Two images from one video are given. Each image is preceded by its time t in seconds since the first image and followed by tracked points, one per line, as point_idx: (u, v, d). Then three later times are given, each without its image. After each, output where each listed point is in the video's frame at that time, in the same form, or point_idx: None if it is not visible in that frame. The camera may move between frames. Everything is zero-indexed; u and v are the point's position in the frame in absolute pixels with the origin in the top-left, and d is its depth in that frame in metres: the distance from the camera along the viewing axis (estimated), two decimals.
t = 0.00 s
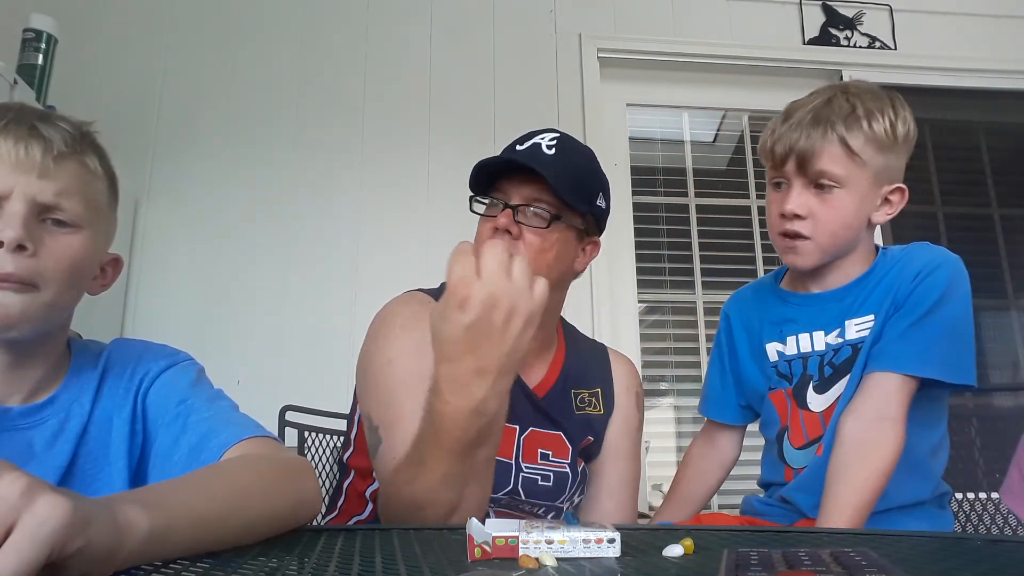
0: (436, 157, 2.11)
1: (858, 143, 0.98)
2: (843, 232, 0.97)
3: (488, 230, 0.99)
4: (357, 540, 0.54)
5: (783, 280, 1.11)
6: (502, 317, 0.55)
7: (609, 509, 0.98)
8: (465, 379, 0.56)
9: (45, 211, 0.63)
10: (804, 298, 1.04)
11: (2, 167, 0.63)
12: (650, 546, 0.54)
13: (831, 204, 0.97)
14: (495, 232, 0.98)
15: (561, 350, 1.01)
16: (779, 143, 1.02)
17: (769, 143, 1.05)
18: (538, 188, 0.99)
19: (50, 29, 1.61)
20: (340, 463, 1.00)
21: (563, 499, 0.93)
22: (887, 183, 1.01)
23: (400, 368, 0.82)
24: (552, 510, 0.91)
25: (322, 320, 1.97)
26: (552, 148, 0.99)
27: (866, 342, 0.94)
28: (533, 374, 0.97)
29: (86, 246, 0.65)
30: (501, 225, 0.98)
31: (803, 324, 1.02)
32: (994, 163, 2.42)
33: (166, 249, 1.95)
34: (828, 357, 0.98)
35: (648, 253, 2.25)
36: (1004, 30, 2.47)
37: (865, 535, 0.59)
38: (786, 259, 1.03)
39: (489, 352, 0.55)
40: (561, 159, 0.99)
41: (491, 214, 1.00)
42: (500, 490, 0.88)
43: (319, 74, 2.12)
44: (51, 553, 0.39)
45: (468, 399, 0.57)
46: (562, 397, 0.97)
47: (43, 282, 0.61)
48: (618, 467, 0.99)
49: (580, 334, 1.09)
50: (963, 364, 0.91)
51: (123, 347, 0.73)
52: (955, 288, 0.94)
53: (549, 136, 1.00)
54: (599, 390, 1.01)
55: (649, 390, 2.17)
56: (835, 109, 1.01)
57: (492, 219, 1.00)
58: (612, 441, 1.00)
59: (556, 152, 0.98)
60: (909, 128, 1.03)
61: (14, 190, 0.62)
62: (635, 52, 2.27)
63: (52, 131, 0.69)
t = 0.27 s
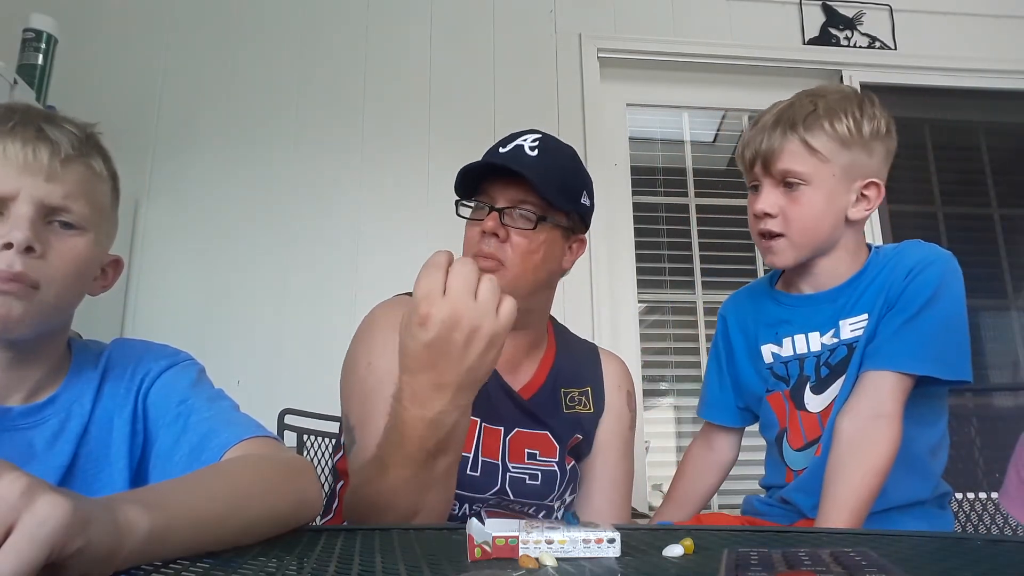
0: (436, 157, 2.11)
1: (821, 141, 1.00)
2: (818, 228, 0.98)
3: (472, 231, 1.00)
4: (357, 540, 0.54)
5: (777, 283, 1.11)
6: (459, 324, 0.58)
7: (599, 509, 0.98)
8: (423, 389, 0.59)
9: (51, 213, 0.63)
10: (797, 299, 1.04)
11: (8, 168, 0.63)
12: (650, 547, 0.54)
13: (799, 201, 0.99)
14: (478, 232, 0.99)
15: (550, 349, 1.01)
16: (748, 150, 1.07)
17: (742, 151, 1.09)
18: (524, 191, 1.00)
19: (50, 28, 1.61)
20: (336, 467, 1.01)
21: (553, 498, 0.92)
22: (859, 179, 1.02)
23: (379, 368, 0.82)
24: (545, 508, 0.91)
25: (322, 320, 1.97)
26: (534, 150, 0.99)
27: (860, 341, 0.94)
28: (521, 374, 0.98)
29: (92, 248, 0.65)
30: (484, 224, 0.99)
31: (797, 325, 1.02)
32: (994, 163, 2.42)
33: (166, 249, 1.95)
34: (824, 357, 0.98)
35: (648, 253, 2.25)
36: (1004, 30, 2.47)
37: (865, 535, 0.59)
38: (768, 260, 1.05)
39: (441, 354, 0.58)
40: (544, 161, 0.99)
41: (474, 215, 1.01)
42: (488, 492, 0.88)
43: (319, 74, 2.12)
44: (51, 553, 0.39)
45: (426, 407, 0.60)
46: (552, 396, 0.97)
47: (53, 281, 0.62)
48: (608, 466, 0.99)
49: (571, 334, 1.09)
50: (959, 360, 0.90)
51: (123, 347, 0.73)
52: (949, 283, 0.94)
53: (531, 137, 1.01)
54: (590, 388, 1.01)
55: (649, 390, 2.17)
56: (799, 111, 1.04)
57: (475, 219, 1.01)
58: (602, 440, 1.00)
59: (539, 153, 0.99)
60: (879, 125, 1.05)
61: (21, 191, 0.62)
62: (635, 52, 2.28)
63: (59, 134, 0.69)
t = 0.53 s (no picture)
0: (435, 156, 2.11)
1: (798, 143, 1.01)
2: (801, 228, 0.99)
3: (482, 237, 0.96)
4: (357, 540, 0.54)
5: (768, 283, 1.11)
6: (503, 375, 0.55)
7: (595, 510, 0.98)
8: (452, 424, 0.59)
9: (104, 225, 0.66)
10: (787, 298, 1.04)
11: (77, 179, 0.65)
12: (650, 547, 0.54)
13: (780, 202, 1.00)
14: (491, 239, 0.96)
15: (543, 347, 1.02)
16: (729, 156, 1.08)
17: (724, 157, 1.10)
18: (535, 196, 0.99)
19: (50, 29, 1.61)
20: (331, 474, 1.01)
21: (549, 497, 0.91)
22: (840, 178, 1.02)
23: (378, 371, 0.82)
24: (540, 506, 0.91)
25: (322, 320, 1.97)
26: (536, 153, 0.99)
27: (849, 339, 0.94)
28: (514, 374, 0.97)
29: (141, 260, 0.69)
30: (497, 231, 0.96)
31: (786, 324, 1.03)
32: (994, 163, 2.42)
33: (166, 250, 1.95)
34: (813, 356, 0.98)
35: (648, 253, 2.25)
36: (1004, 30, 2.47)
37: (865, 535, 0.59)
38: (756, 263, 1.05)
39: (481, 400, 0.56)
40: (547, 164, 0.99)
41: (481, 220, 0.98)
42: (483, 491, 0.89)
43: (318, 74, 2.12)
44: (51, 553, 0.39)
45: (451, 440, 0.59)
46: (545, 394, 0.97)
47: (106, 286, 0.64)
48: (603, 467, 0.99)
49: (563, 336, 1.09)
50: (947, 355, 0.90)
51: (122, 347, 0.73)
52: (935, 278, 0.93)
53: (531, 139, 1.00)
54: (582, 388, 1.02)
55: (649, 390, 2.17)
56: (776, 114, 1.05)
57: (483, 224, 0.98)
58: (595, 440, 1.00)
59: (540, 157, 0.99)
60: (857, 125, 1.05)
61: (84, 203, 0.64)
62: (635, 52, 2.28)
63: (103, 145, 0.72)
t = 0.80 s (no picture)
0: (436, 156, 2.11)
1: (785, 144, 1.01)
2: (793, 228, 0.98)
3: (499, 238, 0.93)
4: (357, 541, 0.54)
5: (762, 283, 1.11)
6: (534, 381, 0.57)
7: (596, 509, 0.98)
8: (478, 427, 0.60)
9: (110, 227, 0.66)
10: (782, 297, 1.04)
11: (85, 181, 0.65)
12: (650, 546, 0.54)
13: (771, 204, 0.99)
14: (509, 240, 0.92)
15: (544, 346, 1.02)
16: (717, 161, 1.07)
17: (711, 163, 1.10)
18: (552, 197, 0.96)
19: (50, 29, 1.61)
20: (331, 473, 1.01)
21: (549, 498, 0.92)
22: (828, 176, 1.02)
23: (379, 371, 0.83)
24: (539, 508, 0.91)
25: (322, 320, 1.97)
26: (547, 155, 0.96)
27: (844, 338, 0.94)
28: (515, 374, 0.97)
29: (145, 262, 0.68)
30: (514, 232, 0.93)
31: (782, 324, 1.03)
32: (994, 163, 2.42)
33: (166, 249, 1.95)
34: (808, 355, 0.98)
35: (647, 253, 2.25)
36: (1004, 29, 2.47)
37: (865, 535, 0.59)
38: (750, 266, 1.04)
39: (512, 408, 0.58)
40: (559, 165, 0.97)
41: (496, 221, 0.94)
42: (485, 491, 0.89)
43: (318, 73, 2.12)
44: (51, 553, 0.39)
45: (475, 442, 0.60)
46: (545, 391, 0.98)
47: (110, 286, 0.65)
48: (603, 469, 0.99)
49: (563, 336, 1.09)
50: (943, 350, 0.90)
51: (122, 348, 0.73)
52: (928, 274, 0.93)
53: (540, 140, 0.97)
54: (581, 388, 1.01)
55: (649, 390, 2.17)
56: (761, 117, 1.05)
57: (499, 225, 0.94)
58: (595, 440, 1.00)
59: (552, 159, 0.96)
60: (841, 123, 1.05)
61: (91, 206, 0.64)
62: (635, 52, 2.27)
63: (112, 148, 0.72)
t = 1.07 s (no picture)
0: (436, 156, 2.11)
1: (781, 147, 1.01)
2: (795, 232, 0.98)
3: (527, 239, 0.93)
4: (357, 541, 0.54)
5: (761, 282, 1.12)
6: (607, 403, 0.56)
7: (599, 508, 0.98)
8: (541, 425, 0.58)
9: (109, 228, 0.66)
10: (780, 297, 1.04)
11: (85, 181, 0.65)
12: (650, 546, 0.54)
13: (772, 208, 0.99)
14: (539, 241, 0.93)
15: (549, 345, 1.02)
16: (712, 166, 1.06)
17: (704, 167, 1.09)
18: (574, 197, 0.98)
19: (50, 29, 1.61)
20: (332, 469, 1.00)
21: (552, 500, 0.92)
22: (825, 177, 1.02)
23: (391, 364, 0.82)
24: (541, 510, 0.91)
25: (322, 320, 1.97)
26: (566, 156, 0.98)
27: (842, 337, 0.94)
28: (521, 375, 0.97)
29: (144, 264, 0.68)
30: (545, 233, 0.93)
31: (781, 324, 1.03)
32: (994, 163, 2.42)
33: (166, 250, 1.95)
34: (807, 355, 0.98)
35: (647, 253, 2.25)
36: (1004, 30, 2.47)
37: (864, 535, 0.59)
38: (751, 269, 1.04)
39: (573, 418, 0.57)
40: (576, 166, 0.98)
41: (523, 222, 0.93)
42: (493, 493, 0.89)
43: (319, 73, 2.12)
44: (51, 553, 0.39)
45: (533, 438, 0.59)
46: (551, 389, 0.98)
47: (104, 292, 0.64)
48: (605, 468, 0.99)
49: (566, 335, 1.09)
50: (941, 346, 0.89)
51: (123, 348, 0.73)
52: (924, 269, 0.93)
53: (557, 142, 0.98)
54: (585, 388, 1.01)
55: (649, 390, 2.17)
56: (755, 121, 1.04)
57: (527, 226, 0.93)
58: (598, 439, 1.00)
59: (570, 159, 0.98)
60: (834, 122, 1.06)
61: (91, 206, 0.64)
62: (635, 52, 2.27)
63: (113, 148, 0.72)
